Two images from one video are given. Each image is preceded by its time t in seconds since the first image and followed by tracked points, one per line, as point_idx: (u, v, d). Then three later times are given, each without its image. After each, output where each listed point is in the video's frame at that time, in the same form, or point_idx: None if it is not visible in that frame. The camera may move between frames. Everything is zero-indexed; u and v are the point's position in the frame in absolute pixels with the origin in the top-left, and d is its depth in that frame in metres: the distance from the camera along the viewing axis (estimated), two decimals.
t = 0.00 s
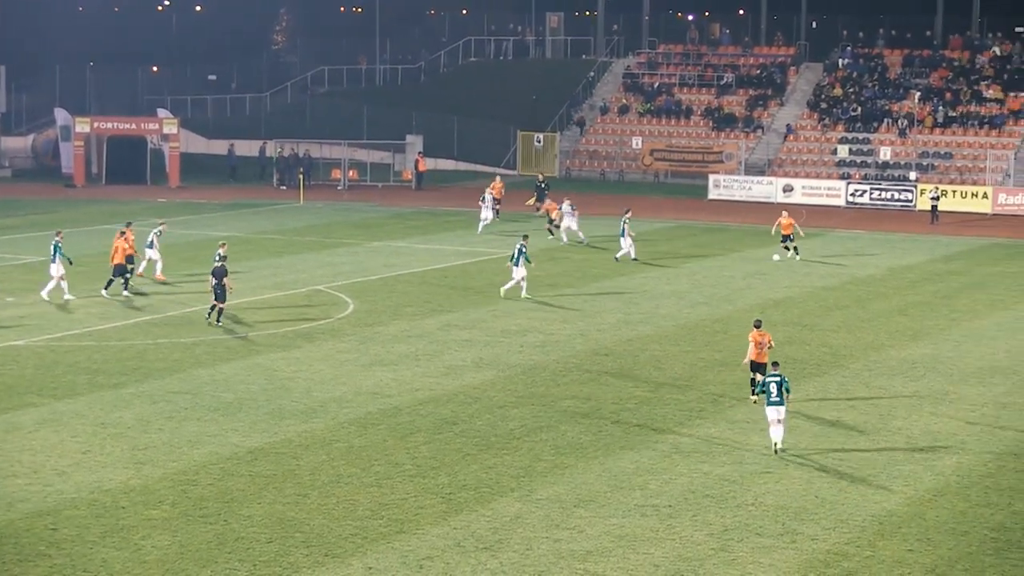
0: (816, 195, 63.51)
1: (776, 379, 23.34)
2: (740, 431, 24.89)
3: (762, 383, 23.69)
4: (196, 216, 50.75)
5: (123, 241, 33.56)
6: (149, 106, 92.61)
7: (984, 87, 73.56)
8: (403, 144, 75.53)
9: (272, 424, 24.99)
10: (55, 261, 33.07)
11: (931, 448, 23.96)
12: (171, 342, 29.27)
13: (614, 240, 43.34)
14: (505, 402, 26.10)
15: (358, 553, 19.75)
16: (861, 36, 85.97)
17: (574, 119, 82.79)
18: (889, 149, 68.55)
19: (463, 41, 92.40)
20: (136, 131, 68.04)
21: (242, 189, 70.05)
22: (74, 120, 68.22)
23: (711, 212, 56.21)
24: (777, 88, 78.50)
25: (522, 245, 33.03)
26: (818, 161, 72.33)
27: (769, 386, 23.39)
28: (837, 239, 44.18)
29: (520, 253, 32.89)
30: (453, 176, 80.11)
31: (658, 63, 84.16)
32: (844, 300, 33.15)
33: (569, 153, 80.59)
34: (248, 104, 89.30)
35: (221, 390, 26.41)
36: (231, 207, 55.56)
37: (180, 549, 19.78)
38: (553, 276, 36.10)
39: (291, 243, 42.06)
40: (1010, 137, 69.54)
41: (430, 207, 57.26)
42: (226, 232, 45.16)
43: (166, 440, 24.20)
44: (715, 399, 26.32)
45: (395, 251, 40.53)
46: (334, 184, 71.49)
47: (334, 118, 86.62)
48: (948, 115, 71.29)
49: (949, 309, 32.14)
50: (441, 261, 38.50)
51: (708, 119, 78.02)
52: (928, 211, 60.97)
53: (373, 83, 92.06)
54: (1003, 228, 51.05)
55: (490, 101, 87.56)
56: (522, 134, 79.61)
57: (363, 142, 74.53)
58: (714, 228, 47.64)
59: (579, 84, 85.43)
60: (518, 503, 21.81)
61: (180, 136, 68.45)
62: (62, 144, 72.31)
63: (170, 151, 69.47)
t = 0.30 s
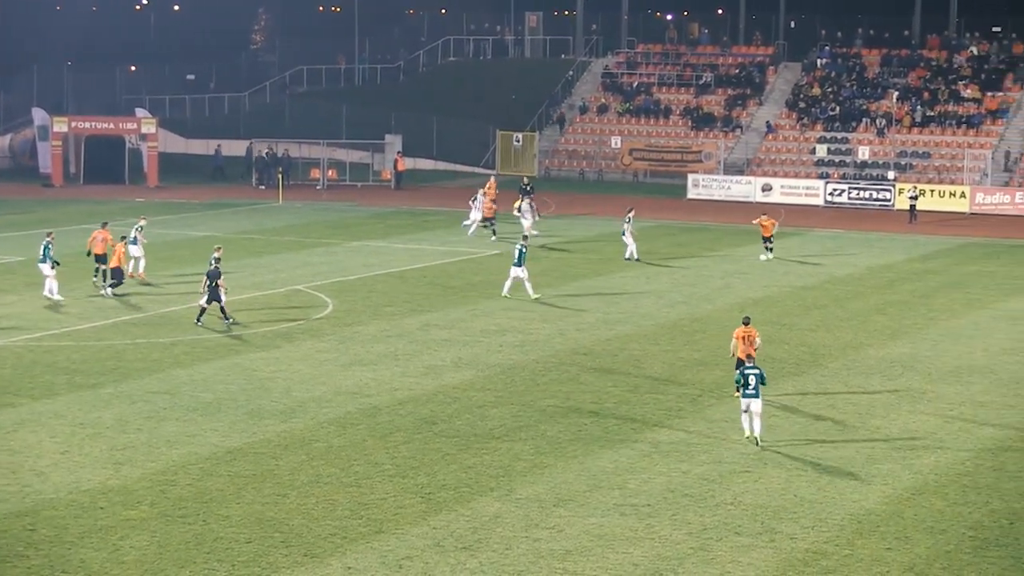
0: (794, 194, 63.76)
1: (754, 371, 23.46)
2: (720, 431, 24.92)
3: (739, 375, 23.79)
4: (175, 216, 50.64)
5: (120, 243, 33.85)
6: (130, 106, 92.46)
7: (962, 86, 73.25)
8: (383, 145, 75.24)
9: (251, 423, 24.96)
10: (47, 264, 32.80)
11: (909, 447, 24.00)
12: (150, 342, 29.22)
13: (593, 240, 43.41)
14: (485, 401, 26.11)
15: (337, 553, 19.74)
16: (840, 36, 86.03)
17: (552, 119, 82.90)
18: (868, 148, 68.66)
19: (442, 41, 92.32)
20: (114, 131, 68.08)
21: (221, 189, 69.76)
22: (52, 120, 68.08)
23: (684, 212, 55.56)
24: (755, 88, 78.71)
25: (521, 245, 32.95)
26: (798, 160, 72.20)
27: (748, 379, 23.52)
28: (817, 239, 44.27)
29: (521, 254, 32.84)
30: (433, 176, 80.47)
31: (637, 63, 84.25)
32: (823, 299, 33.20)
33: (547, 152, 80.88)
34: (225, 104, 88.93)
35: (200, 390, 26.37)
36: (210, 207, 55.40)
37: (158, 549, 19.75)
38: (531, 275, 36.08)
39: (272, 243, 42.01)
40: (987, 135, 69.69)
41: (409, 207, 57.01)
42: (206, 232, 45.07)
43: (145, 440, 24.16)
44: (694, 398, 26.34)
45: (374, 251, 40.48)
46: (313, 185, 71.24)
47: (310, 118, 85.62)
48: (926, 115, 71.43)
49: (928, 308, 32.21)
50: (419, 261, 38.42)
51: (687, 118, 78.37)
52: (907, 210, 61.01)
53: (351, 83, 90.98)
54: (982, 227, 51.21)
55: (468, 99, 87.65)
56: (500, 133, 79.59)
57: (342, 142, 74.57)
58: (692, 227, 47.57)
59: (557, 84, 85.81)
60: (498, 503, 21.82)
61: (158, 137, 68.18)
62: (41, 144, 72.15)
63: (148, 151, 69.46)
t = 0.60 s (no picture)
0: (778, 194, 63.94)
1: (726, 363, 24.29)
2: (703, 430, 24.98)
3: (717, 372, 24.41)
4: (162, 217, 50.68)
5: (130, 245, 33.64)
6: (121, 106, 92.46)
7: (945, 86, 73.36)
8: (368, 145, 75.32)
9: (236, 423, 25.04)
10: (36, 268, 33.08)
11: (893, 446, 24.09)
12: (135, 342, 29.29)
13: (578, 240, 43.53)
14: (469, 401, 26.18)
15: (322, 552, 19.82)
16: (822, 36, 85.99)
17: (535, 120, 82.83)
18: (851, 149, 68.74)
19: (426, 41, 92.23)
20: (99, 131, 68.21)
21: (206, 189, 69.85)
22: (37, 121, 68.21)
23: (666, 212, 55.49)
24: (738, 88, 78.79)
25: (519, 244, 33.12)
26: (782, 160, 72.63)
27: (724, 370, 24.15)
28: (802, 238, 44.36)
29: (520, 253, 32.90)
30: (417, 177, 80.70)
31: (620, 63, 84.74)
32: (807, 299, 33.28)
33: (532, 152, 81.34)
34: (210, 104, 88.93)
35: (186, 390, 26.44)
36: (194, 207, 55.51)
37: (143, 549, 19.83)
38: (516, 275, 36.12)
39: (259, 243, 42.07)
40: (970, 136, 69.77)
41: (392, 207, 56.97)
42: (193, 232, 45.12)
43: (130, 440, 24.22)
44: (678, 398, 26.42)
45: (359, 250, 40.55)
46: (298, 185, 71.25)
47: (296, 117, 85.41)
48: (909, 115, 71.52)
49: (912, 308, 32.29)
50: (405, 260, 38.46)
51: (671, 118, 78.71)
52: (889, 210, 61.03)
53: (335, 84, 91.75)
54: (967, 227, 51.35)
55: (451, 101, 87.24)
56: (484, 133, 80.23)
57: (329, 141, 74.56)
58: (679, 228, 47.58)
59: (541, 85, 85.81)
60: (482, 502, 21.90)
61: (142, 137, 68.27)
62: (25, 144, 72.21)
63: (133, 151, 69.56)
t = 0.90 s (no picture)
0: (771, 196, 63.96)
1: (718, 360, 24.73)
2: (695, 430, 25.15)
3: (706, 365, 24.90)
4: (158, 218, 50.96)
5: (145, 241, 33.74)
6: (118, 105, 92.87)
7: (935, 87, 73.20)
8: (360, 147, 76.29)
9: (231, 422, 25.23)
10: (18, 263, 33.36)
11: (884, 446, 24.24)
12: (131, 342, 29.50)
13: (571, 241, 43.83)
14: (463, 400, 26.37)
15: (316, 551, 20.02)
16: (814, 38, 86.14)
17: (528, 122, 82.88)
18: (842, 150, 68.64)
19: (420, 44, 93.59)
20: (96, 133, 67.80)
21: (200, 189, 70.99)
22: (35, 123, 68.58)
23: (659, 212, 56.28)
24: (730, 90, 79.21)
25: (518, 246, 33.25)
26: (773, 161, 72.29)
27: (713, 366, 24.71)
28: (794, 239, 44.58)
29: (520, 254, 33.09)
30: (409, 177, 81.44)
31: (613, 66, 84.70)
32: (799, 300, 33.47)
33: (524, 154, 81.14)
34: (206, 106, 89.93)
35: (182, 389, 26.62)
36: (189, 207, 56.25)
37: (139, 548, 20.03)
38: (510, 275, 36.34)
39: (255, 243, 42.32)
40: (961, 137, 69.74)
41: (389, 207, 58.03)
42: (190, 232, 45.40)
43: (126, 439, 24.42)
44: (670, 397, 26.59)
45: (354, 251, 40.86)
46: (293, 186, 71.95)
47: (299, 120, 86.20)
48: (900, 116, 71.57)
49: (904, 309, 32.47)
50: (399, 261, 38.75)
51: (663, 120, 78.94)
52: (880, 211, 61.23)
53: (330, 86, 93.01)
54: (959, 228, 51.54)
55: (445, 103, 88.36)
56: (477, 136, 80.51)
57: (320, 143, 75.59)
58: (672, 229, 47.96)
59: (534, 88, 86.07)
60: (476, 501, 22.09)
61: (139, 138, 68.06)
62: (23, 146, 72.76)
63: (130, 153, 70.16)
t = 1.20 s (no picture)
0: (821, 196, 63.86)
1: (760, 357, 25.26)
2: (748, 430, 25.37)
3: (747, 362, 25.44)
4: (217, 217, 51.57)
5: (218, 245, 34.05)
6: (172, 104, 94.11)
7: (987, 89, 73.37)
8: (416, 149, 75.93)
9: (288, 420, 25.61)
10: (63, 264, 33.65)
11: (936, 447, 24.40)
12: (190, 340, 29.92)
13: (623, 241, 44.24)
14: (517, 399, 26.69)
15: (372, 547, 20.36)
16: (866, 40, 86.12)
17: (581, 122, 81.43)
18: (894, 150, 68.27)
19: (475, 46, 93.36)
20: (155, 134, 70.60)
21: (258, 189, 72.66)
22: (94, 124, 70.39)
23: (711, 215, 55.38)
24: (781, 92, 78.39)
25: (576, 249, 33.02)
26: (824, 162, 71.70)
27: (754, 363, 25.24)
28: (843, 240, 44.68)
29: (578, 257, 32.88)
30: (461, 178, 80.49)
31: (664, 68, 82.95)
32: (849, 300, 33.61)
33: (576, 155, 79.86)
34: (262, 107, 90.11)
35: (240, 387, 27.04)
36: (246, 207, 56.87)
37: (199, 542, 20.42)
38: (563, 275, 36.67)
39: (307, 243, 42.81)
40: (1012, 138, 69.55)
41: (438, 207, 58.72)
42: (245, 232, 45.84)
43: (186, 436, 24.84)
44: (722, 397, 26.84)
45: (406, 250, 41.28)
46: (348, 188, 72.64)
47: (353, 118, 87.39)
48: (951, 118, 71.68)
49: (954, 310, 32.56)
50: (453, 261, 39.11)
51: (714, 122, 77.90)
52: (932, 212, 61.63)
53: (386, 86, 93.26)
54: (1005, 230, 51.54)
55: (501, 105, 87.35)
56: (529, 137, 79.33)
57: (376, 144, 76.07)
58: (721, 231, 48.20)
59: (591, 88, 84.86)
60: (530, 499, 22.38)
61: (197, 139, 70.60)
62: (82, 146, 73.96)
63: (187, 154, 71.71)
